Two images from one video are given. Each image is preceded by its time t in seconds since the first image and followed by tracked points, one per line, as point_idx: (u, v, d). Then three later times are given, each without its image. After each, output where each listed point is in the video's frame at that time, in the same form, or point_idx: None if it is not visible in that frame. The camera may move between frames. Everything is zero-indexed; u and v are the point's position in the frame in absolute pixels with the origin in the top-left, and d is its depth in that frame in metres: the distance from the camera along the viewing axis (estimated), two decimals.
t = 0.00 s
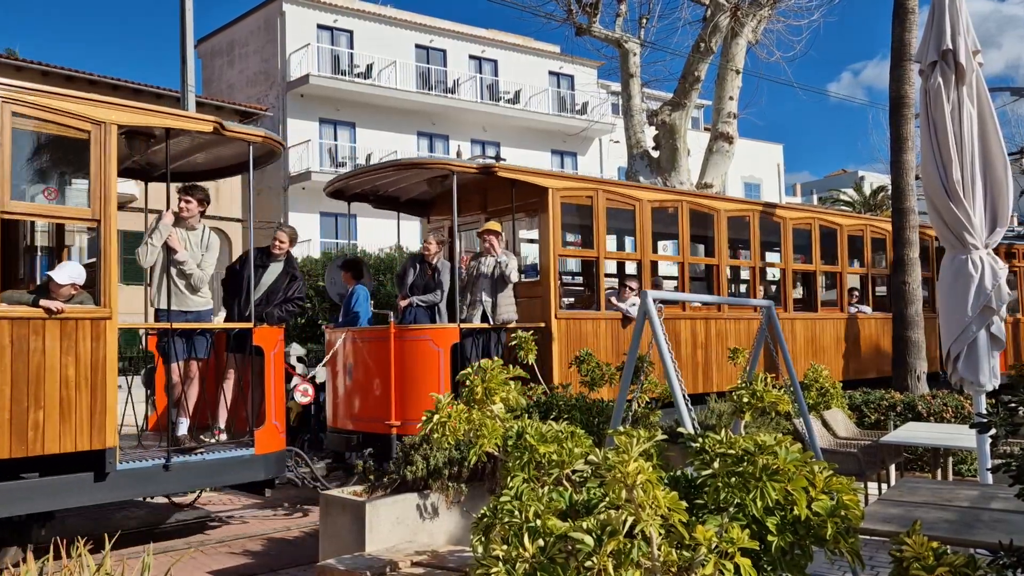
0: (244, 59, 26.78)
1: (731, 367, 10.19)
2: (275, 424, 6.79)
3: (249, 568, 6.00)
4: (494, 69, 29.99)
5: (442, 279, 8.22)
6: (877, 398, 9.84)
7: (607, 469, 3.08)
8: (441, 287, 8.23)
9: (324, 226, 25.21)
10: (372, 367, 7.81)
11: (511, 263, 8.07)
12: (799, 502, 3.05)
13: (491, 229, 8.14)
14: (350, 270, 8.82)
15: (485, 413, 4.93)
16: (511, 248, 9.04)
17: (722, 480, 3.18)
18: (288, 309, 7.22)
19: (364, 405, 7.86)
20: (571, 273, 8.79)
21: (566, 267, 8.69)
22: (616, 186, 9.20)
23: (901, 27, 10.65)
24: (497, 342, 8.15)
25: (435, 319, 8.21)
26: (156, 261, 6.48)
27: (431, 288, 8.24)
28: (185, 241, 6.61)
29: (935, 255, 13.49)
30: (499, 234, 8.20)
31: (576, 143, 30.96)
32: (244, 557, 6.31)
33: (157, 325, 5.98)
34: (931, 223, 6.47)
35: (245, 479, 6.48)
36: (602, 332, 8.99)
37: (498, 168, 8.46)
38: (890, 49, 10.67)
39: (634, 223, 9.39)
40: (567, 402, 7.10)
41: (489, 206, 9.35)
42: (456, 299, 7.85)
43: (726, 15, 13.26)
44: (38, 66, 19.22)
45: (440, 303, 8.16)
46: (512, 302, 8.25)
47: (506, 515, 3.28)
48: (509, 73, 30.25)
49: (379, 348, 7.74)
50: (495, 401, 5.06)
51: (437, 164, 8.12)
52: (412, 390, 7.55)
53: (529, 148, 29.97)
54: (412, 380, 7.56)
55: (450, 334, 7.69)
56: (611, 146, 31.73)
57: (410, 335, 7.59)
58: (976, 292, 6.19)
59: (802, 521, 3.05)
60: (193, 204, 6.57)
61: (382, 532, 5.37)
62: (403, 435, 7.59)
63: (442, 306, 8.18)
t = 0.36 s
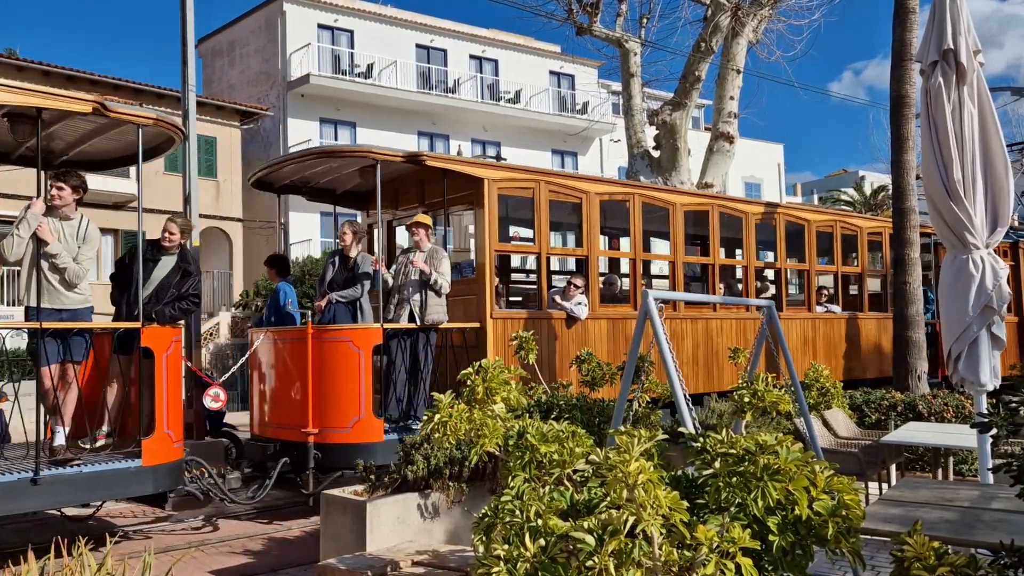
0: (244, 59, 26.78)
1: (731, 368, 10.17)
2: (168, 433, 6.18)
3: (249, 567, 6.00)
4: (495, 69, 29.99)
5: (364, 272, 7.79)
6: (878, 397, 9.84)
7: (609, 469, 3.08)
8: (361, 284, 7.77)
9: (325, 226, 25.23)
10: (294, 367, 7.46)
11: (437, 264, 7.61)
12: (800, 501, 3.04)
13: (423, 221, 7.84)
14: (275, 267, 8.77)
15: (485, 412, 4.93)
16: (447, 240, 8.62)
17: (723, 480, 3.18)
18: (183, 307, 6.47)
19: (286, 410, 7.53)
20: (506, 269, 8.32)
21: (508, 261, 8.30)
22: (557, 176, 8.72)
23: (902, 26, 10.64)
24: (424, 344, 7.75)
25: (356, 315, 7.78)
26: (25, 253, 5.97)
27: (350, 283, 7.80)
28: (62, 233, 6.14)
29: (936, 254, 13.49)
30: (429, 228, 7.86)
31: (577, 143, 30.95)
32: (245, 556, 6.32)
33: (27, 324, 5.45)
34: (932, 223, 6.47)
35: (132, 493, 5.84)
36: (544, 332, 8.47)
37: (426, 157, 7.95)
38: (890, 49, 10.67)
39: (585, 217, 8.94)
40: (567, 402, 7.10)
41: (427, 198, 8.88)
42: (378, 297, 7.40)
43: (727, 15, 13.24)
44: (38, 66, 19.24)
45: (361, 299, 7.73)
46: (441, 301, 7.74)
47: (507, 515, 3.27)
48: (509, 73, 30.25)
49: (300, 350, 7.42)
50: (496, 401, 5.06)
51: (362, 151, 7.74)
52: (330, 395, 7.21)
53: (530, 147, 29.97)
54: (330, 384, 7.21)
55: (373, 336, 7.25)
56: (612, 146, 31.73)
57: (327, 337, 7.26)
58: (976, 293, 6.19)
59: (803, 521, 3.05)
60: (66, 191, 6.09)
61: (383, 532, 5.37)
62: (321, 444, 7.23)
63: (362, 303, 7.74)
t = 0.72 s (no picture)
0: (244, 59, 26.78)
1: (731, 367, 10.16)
2: (38, 445, 5.59)
3: (249, 567, 6.01)
4: (495, 68, 29.99)
5: (277, 268, 7.12)
6: (878, 397, 9.84)
7: (610, 468, 3.08)
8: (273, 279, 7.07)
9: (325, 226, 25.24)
10: (195, 372, 6.72)
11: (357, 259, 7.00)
12: (800, 501, 3.04)
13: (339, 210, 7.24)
14: (188, 262, 7.24)
15: (486, 412, 4.94)
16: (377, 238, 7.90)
17: (724, 480, 3.18)
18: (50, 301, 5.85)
19: (187, 415, 6.75)
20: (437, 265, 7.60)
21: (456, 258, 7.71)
22: (495, 166, 8.00)
23: (903, 25, 10.63)
24: (344, 344, 7.14)
25: (268, 313, 7.04)
26: None
27: (262, 278, 7.12)
28: None
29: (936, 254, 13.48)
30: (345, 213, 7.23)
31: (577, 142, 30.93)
32: (246, 556, 6.33)
33: None
34: (933, 222, 6.46)
35: None
36: (480, 332, 7.77)
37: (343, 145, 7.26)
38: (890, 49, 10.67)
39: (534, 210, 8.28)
40: (567, 402, 7.09)
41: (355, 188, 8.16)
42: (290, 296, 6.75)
43: (727, 14, 13.24)
44: (38, 66, 19.29)
45: (272, 297, 7.03)
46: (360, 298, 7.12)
47: (509, 514, 3.27)
48: (509, 73, 30.25)
49: (202, 353, 6.68)
50: (497, 400, 5.06)
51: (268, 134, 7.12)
52: (236, 399, 6.46)
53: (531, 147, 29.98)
54: (236, 388, 6.47)
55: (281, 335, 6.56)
56: (612, 145, 31.73)
57: (232, 337, 6.50)
58: (977, 292, 6.19)
59: (804, 520, 3.05)
60: None
61: (384, 531, 5.38)
62: (226, 455, 6.48)
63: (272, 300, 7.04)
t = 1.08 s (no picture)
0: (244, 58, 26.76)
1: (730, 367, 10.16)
2: None
3: (248, 567, 6.01)
4: (494, 68, 29.99)
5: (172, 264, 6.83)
6: (877, 396, 9.84)
7: (609, 467, 3.07)
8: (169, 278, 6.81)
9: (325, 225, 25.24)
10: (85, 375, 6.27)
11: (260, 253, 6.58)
12: (800, 500, 3.04)
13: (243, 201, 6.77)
14: (87, 255, 6.96)
15: (485, 411, 4.93)
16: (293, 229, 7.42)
17: (723, 479, 3.18)
18: None
19: (74, 421, 6.32)
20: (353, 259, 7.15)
21: (426, 255, 7.55)
22: (422, 154, 7.50)
23: (903, 25, 10.63)
24: (247, 346, 6.72)
25: (165, 311, 6.84)
26: None
27: (160, 276, 6.87)
28: None
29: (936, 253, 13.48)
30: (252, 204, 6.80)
31: (577, 141, 30.92)
32: (245, 555, 6.33)
33: None
34: (933, 222, 6.46)
35: None
36: (404, 334, 7.24)
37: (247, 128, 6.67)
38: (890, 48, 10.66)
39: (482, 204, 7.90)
40: (567, 401, 7.09)
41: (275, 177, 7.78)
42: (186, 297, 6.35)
43: (727, 14, 13.24)
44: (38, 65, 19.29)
45: (171, 295, 6.80)
46: (267, 298, 6.68)
47: (508, 513, 3.27)
48: (509, 72, 30.24)
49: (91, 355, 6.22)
50: (496, 399, 5.05)
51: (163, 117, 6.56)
52: (123, 405, 6.04)
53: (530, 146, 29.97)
54: (123, 393, 6.04)
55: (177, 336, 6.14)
56: (612, 145, 31.73)
57: (119, 338, 6.08)
58: (977, 292, 6.19)
59: (803, 519, 3.04)
60: None
61: (384, 531, 5.37)
62: (113, 466, 6.07)
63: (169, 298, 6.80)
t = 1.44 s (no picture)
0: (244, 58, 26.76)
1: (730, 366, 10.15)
2: None
3: (248, 566, 6.00)
4: (494, 68, 30.00)
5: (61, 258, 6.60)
6: (877, 396, 9.84)
7: (609, 467, 3.07)
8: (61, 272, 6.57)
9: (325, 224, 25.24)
10: None
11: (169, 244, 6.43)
12: (800, 500, 3.03)
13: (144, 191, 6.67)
14: None
15: (485, 411, 4.93)
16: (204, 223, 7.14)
17: (723, 478, 3.18)
18: None
19: None
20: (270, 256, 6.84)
21: (424, 256, 7.57)
22: (344, 143, 7.16)
23: (903, 24, 10.63)
24: (144, 347, 6.46)
25: (53, 309, 6.62)
26: None
27: (49, 271, 6.63)
28: None
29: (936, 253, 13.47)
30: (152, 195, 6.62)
31: (576, 141, 30.93)
32: (244, 555, 6.32)
33: None
34: (933, 221, 6.46)
35: None
36: (323, 334, 6.88)
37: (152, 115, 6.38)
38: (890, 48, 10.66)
39: (421, 197, 7.61)
40: (567, 401, 7.09)
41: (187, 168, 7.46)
42: (75, 293, 6.13)
43: (727, 14, 13.24)
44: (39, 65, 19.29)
45: (60, 290, 6.55)
46: (166, 296, 6.49)
47: (508, 513, 3.27)
48: (509, 72, 30.24)
49: None
50: (496, 399, 5.05)
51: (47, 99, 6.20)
52: (3, 410, 5.84)
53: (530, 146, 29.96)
54: (3, 397, 5.85)
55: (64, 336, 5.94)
56: (612, 145, 31.73)
57: None
58: (976, 291, 6.19)
59: (803, 519, 3.04)
60: None
61: (384, 531, 5.37)
62: None
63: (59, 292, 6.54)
